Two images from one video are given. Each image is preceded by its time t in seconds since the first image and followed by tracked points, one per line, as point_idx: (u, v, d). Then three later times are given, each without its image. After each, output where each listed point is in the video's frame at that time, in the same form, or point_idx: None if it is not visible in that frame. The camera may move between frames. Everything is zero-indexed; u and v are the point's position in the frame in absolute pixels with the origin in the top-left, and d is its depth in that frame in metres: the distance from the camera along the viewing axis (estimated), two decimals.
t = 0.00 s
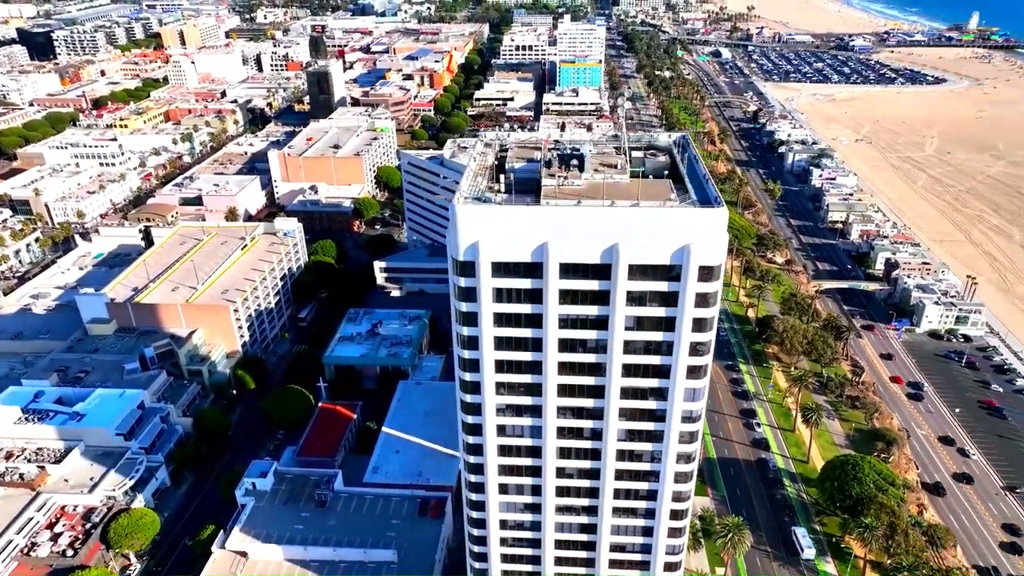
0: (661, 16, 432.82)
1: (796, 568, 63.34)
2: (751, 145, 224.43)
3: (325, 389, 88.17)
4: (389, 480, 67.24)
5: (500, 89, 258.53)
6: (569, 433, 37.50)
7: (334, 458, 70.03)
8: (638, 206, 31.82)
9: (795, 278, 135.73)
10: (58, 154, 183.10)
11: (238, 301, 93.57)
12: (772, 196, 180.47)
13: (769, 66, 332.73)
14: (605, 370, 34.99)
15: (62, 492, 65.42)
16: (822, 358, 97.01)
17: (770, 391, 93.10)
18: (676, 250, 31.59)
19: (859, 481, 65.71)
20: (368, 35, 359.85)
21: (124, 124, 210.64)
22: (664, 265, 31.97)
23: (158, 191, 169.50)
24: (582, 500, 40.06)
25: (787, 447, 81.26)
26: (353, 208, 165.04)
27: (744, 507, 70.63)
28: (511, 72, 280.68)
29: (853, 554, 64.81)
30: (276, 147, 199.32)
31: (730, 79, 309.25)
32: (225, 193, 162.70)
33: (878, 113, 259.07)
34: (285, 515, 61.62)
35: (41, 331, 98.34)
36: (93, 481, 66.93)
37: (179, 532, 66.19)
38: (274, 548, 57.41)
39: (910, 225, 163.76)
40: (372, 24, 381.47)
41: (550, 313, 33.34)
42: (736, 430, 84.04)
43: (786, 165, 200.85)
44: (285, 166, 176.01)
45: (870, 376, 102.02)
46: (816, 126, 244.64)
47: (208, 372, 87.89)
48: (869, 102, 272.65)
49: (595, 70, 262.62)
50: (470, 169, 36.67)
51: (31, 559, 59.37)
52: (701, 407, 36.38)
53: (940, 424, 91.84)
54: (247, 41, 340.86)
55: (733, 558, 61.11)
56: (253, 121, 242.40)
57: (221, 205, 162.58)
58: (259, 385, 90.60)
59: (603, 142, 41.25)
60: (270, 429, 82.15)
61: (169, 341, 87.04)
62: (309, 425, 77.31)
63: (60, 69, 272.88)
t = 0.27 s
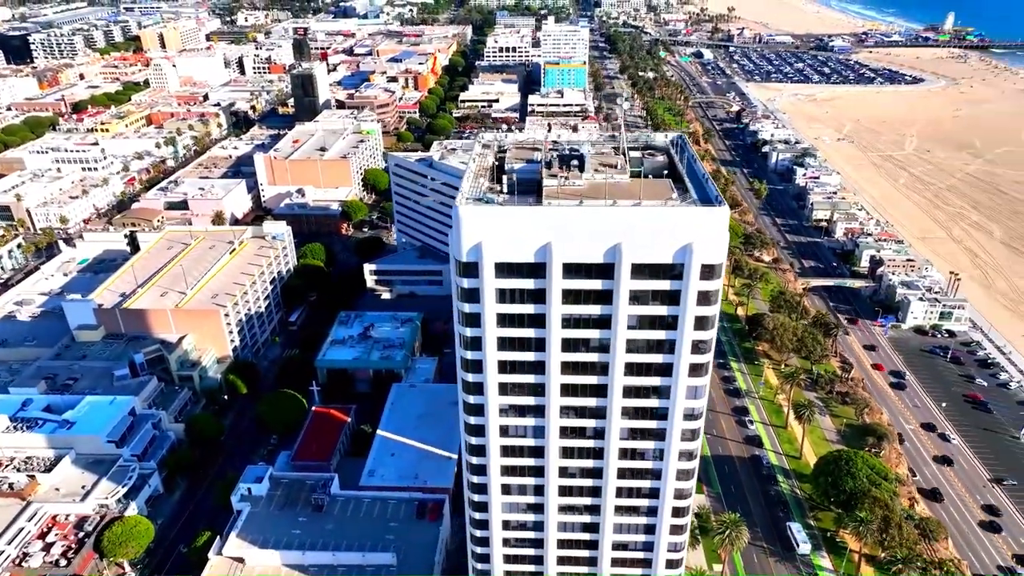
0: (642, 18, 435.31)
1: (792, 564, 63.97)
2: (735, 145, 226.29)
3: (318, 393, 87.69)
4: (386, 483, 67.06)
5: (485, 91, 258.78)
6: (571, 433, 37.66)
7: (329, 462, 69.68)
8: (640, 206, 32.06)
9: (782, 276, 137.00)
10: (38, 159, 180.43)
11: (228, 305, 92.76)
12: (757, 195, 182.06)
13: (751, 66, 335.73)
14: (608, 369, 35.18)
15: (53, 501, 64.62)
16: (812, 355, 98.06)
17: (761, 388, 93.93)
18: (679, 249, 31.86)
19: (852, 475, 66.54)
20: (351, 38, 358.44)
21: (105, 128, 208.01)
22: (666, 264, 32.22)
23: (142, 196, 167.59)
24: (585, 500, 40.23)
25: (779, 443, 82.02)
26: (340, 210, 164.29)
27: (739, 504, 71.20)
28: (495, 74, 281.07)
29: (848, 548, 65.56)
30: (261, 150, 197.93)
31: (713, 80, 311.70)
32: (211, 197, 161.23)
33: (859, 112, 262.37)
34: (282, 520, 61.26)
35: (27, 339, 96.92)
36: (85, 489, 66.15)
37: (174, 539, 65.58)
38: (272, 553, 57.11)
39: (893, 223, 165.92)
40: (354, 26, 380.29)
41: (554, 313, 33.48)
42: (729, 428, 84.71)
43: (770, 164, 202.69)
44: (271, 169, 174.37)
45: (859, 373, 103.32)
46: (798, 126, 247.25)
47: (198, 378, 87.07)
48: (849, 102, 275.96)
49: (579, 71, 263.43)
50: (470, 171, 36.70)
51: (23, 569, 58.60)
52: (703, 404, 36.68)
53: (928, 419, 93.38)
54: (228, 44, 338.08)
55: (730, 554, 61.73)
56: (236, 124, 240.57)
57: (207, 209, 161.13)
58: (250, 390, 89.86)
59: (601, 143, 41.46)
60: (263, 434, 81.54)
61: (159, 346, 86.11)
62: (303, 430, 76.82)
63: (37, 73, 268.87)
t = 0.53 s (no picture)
0: (624, 19, 437.38)
1: (788, 559, 64.56)
2: (719, 145, 228.03)
3: (312, 397, 87.32)
4: (382, 485, 67.02)
5: (470, 92, 258.81)
6: (574, 432, 37.80)
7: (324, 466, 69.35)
8: (641, 205, 32.28)
9: (770, 274, 138.26)
10: (18, 164, 177.77)
11: (219, 309, 91.99)
12: (742, 195, 183.59)
13: (733, 67, 338.49)
14: (610, 368, 35.37)
15: (44, 510, 63.78)
16: (802, 352, 99.12)
17: (753, 385, 94.77)
18: (681, 247, 32.13)
19: (845, 470, 67.37)
20: (333, 40, 356.97)
21: (86, 132, 205.48)
22: (670, 262, 32.45)
23: (126, 200, 165.71)
24: (587, 498, 40.38)
25: (772, 440, 82.82)
26: (328, 213, 163.47)
27: (734, 500, 71.79)
28: (480, 76, 281.28)
29: (842, 542, 66.38)
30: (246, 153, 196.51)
31: (696, 80, 313.91)
32: (197, 201, 159.81)
33: (840, 112, 265.32)
34: (279, 525, 60.91)
35: (12, 346, 95.54)
36: (77, 497, 65.40)
37: (169, 546, 64.95)
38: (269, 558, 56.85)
39: (876, 220, 167.96)
40: (337, 28, 378.70)
41: (557, 312, 33.60)
42: (723, 425, 85.39)
43: (754, 164, 204.41)
44: (257, 172, 173.24)
45: (848, 369, 104.53)
46: (781, 125, 249.67)
47: (189, 384, 86.27)
48: (830, 102, 279.12)
49: (564, 72, 264.13)
50: (471, 172, 36.74)
51: None
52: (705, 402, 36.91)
53: (915, 413, 94.78)
54: (209, 47, 335.24)
55: (727, 550, 62.29)
56: (220, 127, 238.54)
57: (193, 213, 159.57)
58: (242, 395, 89.19)
59: (598, 143, 41.73)
60: (256, 439, 80.95)
61: (149, 352, 85.24)
62: (297, 434, 76.39)
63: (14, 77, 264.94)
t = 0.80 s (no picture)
0: (607, 21, 439.22)
1: (784, 554, 65.27)
2: (704, 145, 229.64)
3: (305, 400, 86.85)
4: (379, 488, 66.81)
5: (455, 94, 258.84)
6: (577, 432, 37.94)
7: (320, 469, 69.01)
8: (643, 205, 32.51)
9: (757, 272, 139.43)
10: None
11: (209, 314, 91.22)
12: (728, 194, 185.07)
13: (716, 67, 341.13)
14: (613, 367, 35.54)
15: (36, 519, 62.99)
16: (792, 349, 100.12)
17: (745, 382, 95.57)
18: (683, 247, 32.38)
19: (839, 465, 68.24)
20: (316, 42, 355.38)
21: (67, 136, 202.87)
22: (672, 262, 32.70)
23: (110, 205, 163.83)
24: (590, 497, 40.54)
25: (765, 437, 83.55)
26: (316, 216, 162.67)
27: (729, 497, 72.40)
28: (464, 78, 281.49)
29: (837, 536, 67.24)
30: (231, 156, 195.03)
31: (679, 81, 315.99)
32: (182, 205, 158.30)
33: (822, 111, 268.23)
34: (276, 531, 60.57)
35: None
36: (69, 506, 64.59)
37: (164, 553, 64.34)
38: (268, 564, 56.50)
39: (860, 219, 170.00)
40: (319, 30, 377.09)
41: (560, 313, 33.74)
42: (716, 423, 86.06)
43: (739, 163, 206.08)
44: (243, 176, 172.02)
45: (837, 366, 105.80)
46: (764, 125, 252.07)
47: (180, 389, 85.42)
48: (812, 101, 282.11)
49: (549, 73, 264.91)
50: (471, 172, 36.75)
51: None
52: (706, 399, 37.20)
53: (903, 408, 96.18)
54: (190, 50, 332.47)
55: (724, 546, 62.89)
56: (203, 130, 236.57)
57: (179, 217, 158.17)
58: (234, 400, 88.48)
59: (596, 144, 42.01)
60: (249, 444, 80.35)
61: (139, 358, 84.31)
62: (291, 438, 75.92)
63: None
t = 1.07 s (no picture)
0: (590, 22, 440.74)
1: (780, 548, 66.02)
2: (689, 145, 231.09)
3: (298, 404, 86.33)
4: (376, 490, 66.61)
5: (440, 96, 258.59)
6: (580, 431, 38.12)
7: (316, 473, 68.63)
8: (645, 205, 32.78)
9: (745, 270, 140.53)
10: None
11: (200, 319, 90.41)
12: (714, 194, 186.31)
13: (698, 68, 343.53)
14: (616, 365, 35.75)
15: (28, 529, 62.16)
16: (782, 346, 101.08)
17: (736, 380, 96.35)
18: (685, 246, 32.64)
19: (832, 461, 69.21)
20: (299, 45, 353.38)
21: (48, 140, 200.14)
22: (674, 260, 32.98)
23: (93, 210, 161.83)
24: (593, 496, 40.72)
25: (758, 433, 84.29)
26: (304, 219, 161.70)
27: (724, 494, 73.05)
28: (449, 79, 281.30)
29: (831, 531, 68.18)
30: (216, 160, 193.42)
31: (663, 82, 317.85)
32: (168, 208, 156.67)
33: (804, 111, 270.98)
34: (273, 535, 60.31)
35: None
36: (61, 515, 63.80)
37: (160, 561, 63.74)
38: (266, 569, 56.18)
39: (845, 217, 171.93)
40: (302, 32, 374.83)
41: (563, 312, 33.91)
42: (709, 421, 86.71)
43: (724, 163, 207.61)
44: (230, 179, 170.63)
45: (827, 363, 106.97)
46: (748, 125, 254.23)
47: (172, 395, 84.57)
48: (794, 101, 284.89)
49: (534, 75, 265.53)
50: (471, 173, 36.78)
51: None
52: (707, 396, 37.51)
53: (891, 404, 97.52)
54: (171, 52, 329.30)
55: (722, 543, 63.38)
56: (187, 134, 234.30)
57: (165, 221, 156.57)
58: (226, 405, 87.72)
59: (594, 144, 42.23)
60: (243, 449, 79.83)
61: (129, 364, 83.41)
62: (286, 443, 75.48)
63: None
